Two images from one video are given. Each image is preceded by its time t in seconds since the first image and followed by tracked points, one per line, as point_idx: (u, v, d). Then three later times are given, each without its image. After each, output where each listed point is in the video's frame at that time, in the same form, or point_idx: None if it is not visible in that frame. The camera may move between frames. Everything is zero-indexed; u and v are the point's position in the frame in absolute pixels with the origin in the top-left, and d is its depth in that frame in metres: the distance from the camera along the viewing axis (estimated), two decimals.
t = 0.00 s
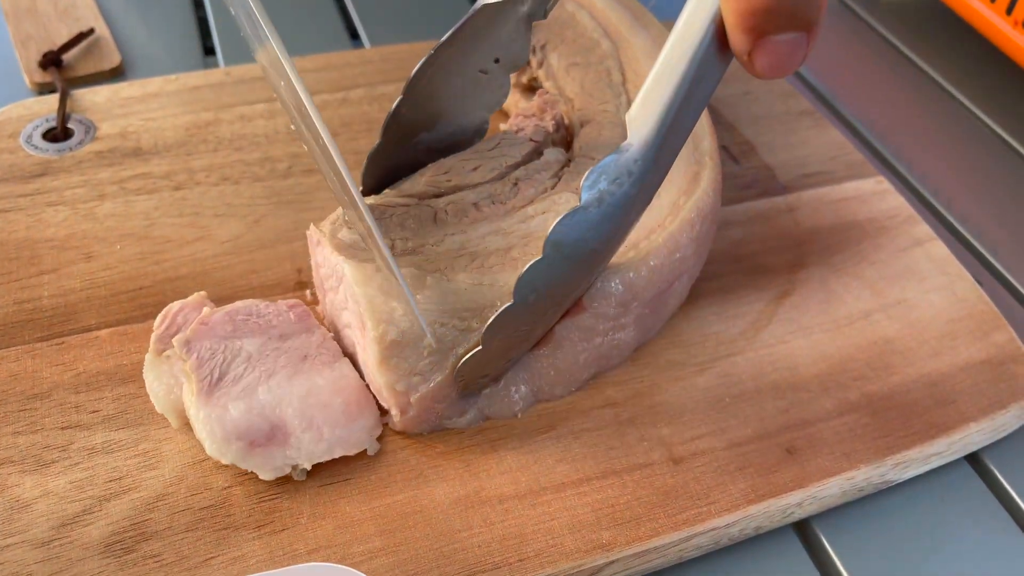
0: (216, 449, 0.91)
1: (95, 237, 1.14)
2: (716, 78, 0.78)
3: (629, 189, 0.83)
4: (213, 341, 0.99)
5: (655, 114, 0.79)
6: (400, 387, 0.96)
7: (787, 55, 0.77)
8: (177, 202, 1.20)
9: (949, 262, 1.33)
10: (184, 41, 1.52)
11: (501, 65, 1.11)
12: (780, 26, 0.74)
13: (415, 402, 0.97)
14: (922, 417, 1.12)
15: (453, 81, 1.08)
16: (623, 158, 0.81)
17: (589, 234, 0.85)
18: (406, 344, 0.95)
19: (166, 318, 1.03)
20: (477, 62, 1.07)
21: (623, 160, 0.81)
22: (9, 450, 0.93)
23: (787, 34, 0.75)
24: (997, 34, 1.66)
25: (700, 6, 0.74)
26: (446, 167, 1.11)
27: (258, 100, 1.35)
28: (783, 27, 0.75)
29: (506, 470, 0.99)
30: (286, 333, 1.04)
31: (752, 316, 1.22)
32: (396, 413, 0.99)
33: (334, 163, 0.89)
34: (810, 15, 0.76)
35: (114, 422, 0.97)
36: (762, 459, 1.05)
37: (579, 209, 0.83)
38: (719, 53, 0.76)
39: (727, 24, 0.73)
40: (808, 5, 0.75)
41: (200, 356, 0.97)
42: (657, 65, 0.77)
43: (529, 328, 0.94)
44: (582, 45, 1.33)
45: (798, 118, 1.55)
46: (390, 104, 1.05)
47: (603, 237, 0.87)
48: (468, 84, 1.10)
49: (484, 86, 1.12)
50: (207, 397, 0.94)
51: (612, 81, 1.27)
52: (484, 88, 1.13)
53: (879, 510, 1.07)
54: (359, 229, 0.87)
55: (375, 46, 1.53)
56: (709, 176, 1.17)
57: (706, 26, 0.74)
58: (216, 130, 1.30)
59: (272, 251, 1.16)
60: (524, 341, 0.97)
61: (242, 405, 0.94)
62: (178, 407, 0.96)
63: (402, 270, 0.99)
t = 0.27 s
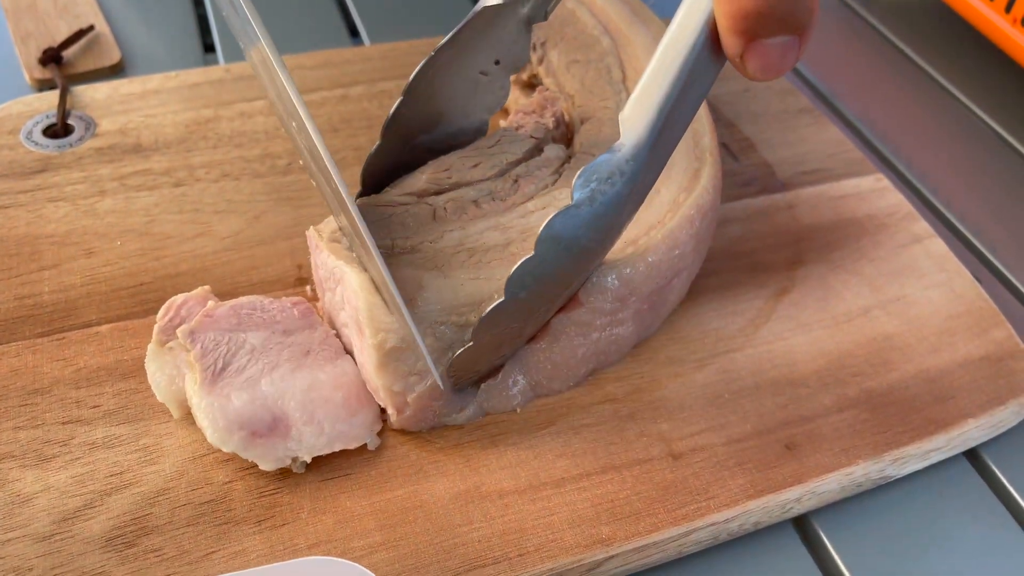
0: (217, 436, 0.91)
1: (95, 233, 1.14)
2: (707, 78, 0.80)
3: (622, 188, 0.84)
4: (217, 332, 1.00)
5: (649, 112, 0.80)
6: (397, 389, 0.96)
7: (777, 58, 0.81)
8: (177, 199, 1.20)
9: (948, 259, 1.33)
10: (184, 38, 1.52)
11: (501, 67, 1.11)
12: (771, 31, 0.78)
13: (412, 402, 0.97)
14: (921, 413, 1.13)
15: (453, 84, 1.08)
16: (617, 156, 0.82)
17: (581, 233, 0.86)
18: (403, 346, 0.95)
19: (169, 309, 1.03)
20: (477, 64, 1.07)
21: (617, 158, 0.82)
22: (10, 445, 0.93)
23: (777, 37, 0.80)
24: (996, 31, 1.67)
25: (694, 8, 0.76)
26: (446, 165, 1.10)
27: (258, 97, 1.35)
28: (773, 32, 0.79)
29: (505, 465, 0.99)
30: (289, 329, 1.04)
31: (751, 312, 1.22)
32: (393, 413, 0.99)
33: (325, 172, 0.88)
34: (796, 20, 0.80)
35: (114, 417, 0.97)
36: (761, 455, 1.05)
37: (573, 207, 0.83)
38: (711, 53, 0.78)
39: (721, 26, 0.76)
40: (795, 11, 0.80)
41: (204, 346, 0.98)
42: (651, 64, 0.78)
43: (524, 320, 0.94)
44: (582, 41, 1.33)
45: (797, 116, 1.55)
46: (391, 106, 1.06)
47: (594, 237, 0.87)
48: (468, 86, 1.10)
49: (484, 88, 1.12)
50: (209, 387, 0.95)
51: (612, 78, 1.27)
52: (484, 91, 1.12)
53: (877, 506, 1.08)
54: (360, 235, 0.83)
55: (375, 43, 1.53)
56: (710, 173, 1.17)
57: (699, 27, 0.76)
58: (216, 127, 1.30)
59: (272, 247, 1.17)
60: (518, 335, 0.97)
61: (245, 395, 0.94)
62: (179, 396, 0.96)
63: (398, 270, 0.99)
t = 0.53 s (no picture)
0: (216, 435, 0.91)
1: (95, 230, 1.14)
2: (694, 84, 0.81)
3: (610, 191, 0.86)
4: (216, 329, 0.99)
5: (635, 118, 0.82)
6: (396, 390, 0.96)
7: (764, 64, 0.77)
8: (177, 195, 1.20)
9: (946, 256, 1.33)
10: (184, 35, 1.52)
11: (497, 72, 1.09)
12: (757, 37, 0.75)
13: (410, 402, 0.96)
14: (919, 409, 1.13)
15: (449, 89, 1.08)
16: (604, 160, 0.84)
17: (571, 235, 0.88)
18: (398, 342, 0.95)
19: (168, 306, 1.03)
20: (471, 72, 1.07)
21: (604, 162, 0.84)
22: (10, 441, 0.93)
23: (764, 42, 0.76)
24: (994, 29, 1.67)
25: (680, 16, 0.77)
26: (446, 162, 1.10)
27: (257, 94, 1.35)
28: (760, 38, 0.76)
29: (505, 461, 0.99)
30: (287, 325, 1.04)
31: (750, 309, 1.23)
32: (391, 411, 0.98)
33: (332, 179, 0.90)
34: (792, 29, 0.77)
35: (114, 413, 0.97)
36: (759, 451, 1.05)
37: (561, 210, 0.85)
38: (698, 60, 0.79)
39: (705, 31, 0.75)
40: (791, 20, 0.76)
41: (202, 343, 0.97)
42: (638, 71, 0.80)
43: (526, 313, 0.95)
44: (581, 39, 1.33)
45: (796, 113, 1.56)
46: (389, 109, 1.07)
47: (584, 238, 0.89)
48: (463, 92, 1.10)
49: (480, 94, 1.11)
50: (207, 385, 0.95)
51: (611, 75, 1.27)
52: (480, 96, 1.11)
53: (875, 502, 1.08)
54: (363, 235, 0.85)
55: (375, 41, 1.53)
56: (710, 170, 1.17)
57: (685, 34, 0.77)
58: (215, 123, 1.30)
59: (272, 244, 1.17)
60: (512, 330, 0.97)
61: (243, 392, 0.95)
62: (178, 394, 0.97)
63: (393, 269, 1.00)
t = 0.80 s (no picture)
0: (215, 432, 0.91)
1: (94, 226, 1.14)
2: (687, 94, 0.82)
3: (605, 200, 0.87)
4: (214, 326, 0.99)
5: (631, 128, 0.83)
6: (387, 385, 0.96)
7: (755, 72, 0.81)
8: (176, 192, 1.20)
9: (945, 254, 1.34)
10: (183, 33, 1.52)
11: (489, 82, 1.09)
12: (751, 50, 0.79)
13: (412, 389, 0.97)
14: (918, 407, 1.13)
15: (444, 96, 1.09)
16: (599, 170, 0.85)
17: (566, 245, 0.88)
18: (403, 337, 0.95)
19: (167, 302, 1.03)
20: (466, 80, 1.07)
21: (599, 172, 0.85)
22: (9, 438, 0.93)
23: (755, 55, 0.80)
24: (993, 28, 1.67)
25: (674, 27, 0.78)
26: (447, 158, 1.10)
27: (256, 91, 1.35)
28: (752, 50, 0.79)
29: (504, 458, 0.99)
30: (286, 322, 1.04)
31: (749, 307, 1.23)
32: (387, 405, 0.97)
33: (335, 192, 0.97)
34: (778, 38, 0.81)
35: (114, 409, 0.97)
36: (758, 448, 1.05)
37: (557, 220, 0.85)
38: (692, 70, 0.80)
39: (700, 43, 0.78)
40: (780, 29, 0.80)
41: (201, 341, 0.97)
42: (633, 80, 0.81)
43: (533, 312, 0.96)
44: (581, 36, 1.33)
45: (795, 111, 1.56)
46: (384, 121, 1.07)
47: (578, 247, 0.90)
48: (458, 101, 1.10)
49: (474, 103, 1.11)
50: (207, 382, 0.95)
51: (610, 73, 1.27)
52: (474, 105, 1.12)
53: (874, 499, 1.08)
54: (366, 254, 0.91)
55: (374, 39, 1.53)
56: (710, 167, 1.17)
57: (679, 44, 0.79)
58: (214, 121, 1.30)
59: (270, 241, 1.17)
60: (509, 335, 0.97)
61: (242, 390, 0.95)
62: (177, 391, 0.96)
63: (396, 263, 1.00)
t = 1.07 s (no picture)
0: (213, 427, 0.91)
1: (92, 222, 1.14)
2: (689, 91, 0.82)
3: (605, 197, 0.87)
4: (212, 321, 0.99)
5: (632, 126, 0.82)
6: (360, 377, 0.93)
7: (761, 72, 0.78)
8: (174, 188, 1.20)
9: (944, 250, 1.33)
10: (181, 29, 1.51)
11: (488, 78, 1.12)
12: (757, 48, 0.75)
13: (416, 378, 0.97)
14: (916, 403, 1.13)
15: (443, 92, 1.10)
16: (600, 168, 0.84)
17: (566, 240, 0.89)
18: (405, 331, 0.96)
19: (164, 298, 1.03)
20: (464, 77, 1.09)
21: (600, 169, 0.84)
22: (6, 433, 0.93)
23: (763, 53, 0.76)
24: (993, 25, 1.67)
25: (677, 24, 0.77)
26: (446, 152, 1.11)
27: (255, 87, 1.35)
28: (760, 47, 0.76)
29: (502, 453, 0.99)
30: (285, 317, 1.04)
31: (747, 303, 1.23)
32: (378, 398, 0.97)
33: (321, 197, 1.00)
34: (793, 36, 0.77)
35: (111, 404, 0.97)
36: (756, 444, 1.05)
37: (557, 217, 0.86)
38: (693, 68, 0.79)
39: (703, 40, 0.76)
40: (794, 27, 0.76)
41: (199, 335, 0.97)
42: (635, 78, 0.80)
43: (534, 305, 0.96)
44: (579, 31, 1.33)
45: (795, 107, 1.55)
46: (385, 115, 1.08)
47: (579, 242, 0.90)
48: (457, 96, 1.12)
49: (473, 99, 1.14)
50: (205, 376, 0.95)
51: (609, 68, 1.27)
52: (473, 101, 1.14)
53: (872, 495, 1.08)
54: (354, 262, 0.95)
55: (373, 34, 1.52)
56: (709, 162, 1.17)
57: (682, 43, 0.77)
58: (213, 116, 1.30)
59: (268, 236, 1.16)
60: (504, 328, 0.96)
61: (240, 384, 0.94)
62: (175, 386, 0.96)
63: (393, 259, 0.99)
